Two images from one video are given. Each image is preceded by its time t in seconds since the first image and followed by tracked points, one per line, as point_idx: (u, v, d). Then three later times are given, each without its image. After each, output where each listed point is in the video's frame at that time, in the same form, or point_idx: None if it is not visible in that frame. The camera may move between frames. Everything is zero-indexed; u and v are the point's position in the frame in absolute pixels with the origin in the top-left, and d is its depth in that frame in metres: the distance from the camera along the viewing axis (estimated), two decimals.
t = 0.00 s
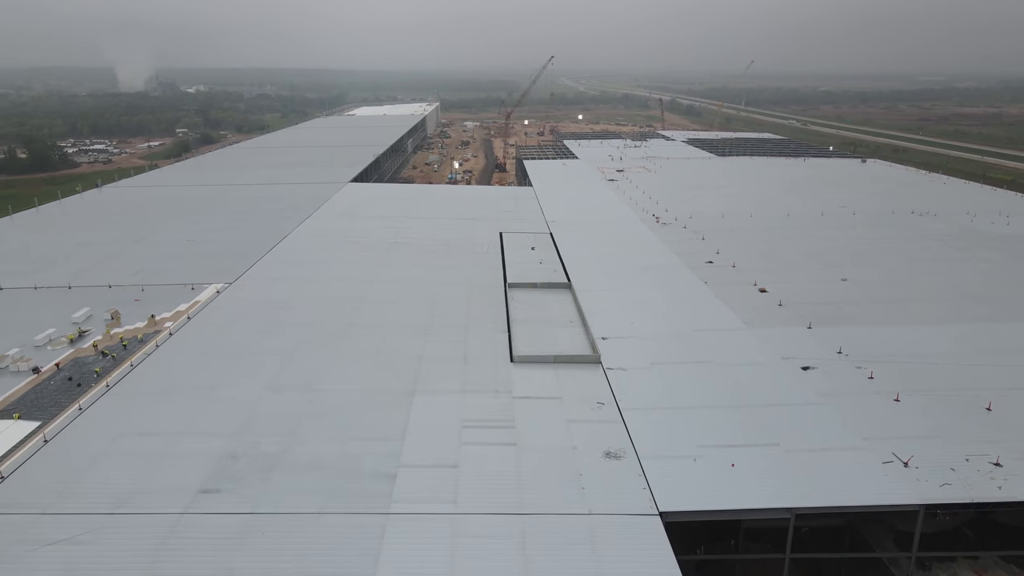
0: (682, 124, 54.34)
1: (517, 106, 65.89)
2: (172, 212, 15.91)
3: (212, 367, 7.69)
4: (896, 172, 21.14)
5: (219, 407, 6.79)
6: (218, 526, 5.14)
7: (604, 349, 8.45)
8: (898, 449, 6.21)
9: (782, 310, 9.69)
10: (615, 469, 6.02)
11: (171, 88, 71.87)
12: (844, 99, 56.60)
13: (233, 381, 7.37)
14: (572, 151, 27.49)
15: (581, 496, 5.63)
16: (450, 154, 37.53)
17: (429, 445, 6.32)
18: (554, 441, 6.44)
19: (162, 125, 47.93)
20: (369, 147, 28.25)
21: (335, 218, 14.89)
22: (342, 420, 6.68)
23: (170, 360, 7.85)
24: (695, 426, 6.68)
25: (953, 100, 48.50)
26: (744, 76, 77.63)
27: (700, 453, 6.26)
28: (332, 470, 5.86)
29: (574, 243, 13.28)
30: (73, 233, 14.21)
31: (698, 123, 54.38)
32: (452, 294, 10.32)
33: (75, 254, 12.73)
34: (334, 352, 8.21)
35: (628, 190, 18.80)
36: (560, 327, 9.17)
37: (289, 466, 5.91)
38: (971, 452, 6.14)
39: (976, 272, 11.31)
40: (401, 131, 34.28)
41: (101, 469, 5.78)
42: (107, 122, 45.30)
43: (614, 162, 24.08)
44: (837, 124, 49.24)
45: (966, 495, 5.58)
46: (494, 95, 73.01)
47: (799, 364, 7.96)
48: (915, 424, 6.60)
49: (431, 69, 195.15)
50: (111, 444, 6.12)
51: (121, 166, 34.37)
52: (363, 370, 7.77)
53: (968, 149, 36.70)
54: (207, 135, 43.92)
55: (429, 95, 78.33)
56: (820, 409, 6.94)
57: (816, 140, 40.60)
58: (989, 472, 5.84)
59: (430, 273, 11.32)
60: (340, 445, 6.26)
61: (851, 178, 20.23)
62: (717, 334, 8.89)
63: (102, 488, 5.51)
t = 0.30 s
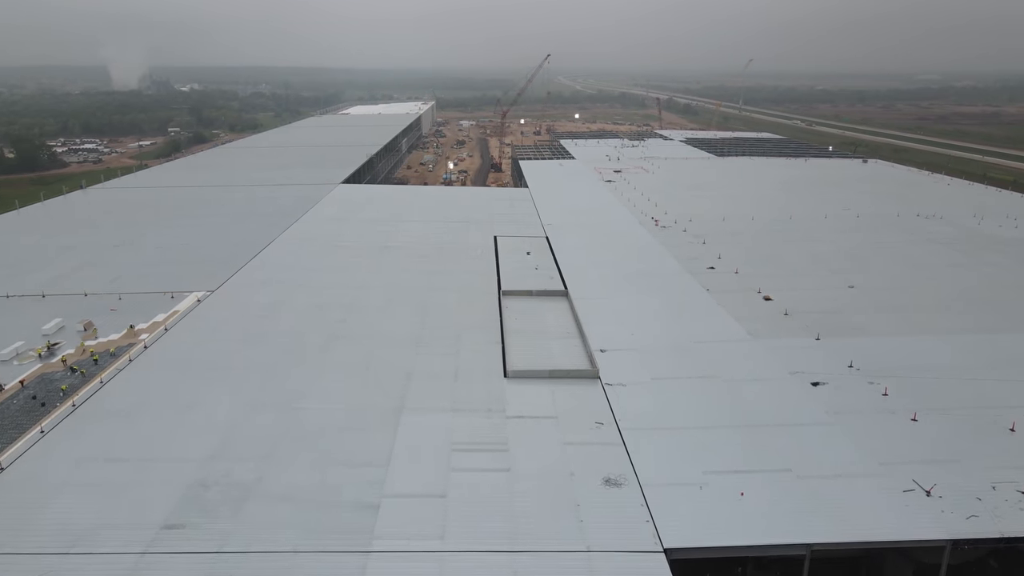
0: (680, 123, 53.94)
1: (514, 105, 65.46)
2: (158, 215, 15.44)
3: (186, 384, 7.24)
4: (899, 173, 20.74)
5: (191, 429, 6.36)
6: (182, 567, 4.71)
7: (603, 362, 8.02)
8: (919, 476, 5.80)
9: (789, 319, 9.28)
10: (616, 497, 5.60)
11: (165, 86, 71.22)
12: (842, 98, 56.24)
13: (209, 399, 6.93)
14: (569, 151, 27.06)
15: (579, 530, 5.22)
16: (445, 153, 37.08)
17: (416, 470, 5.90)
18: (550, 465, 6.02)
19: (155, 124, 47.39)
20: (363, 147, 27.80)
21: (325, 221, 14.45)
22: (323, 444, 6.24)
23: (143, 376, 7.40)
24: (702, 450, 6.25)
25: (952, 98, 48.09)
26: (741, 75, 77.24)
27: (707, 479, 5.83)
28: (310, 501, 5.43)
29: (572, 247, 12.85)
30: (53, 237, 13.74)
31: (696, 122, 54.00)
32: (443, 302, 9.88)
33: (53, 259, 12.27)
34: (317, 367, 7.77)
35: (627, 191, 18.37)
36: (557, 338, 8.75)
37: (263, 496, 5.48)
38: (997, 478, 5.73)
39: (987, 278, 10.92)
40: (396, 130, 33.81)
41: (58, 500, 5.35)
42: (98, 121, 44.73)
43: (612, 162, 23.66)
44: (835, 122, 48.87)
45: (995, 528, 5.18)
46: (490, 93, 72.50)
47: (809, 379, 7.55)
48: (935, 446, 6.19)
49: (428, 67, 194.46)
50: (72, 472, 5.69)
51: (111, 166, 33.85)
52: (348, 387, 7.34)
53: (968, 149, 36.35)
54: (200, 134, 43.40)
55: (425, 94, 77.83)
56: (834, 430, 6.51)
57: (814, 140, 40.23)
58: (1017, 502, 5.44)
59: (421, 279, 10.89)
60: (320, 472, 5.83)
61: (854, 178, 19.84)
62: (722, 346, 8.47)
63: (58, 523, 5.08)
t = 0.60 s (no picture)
0: (680, 121, 53.51)
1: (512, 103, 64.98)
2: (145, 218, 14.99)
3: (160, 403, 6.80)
4: (906, 174, 20.29)
5: (161, 454, 5.93)
6: None
7: (603, 379, 7.58)
8: (945, 508, 5.40)
9: (799, 330, 8.85)
10: (618, 531, 5.18)
11: (162, 84, 70.66)
12: (843, 97, 55.83)
13: (184, 419, 6.50)
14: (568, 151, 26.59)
15: (580, 570, 4.80)
16: (443, 153, 36.64)
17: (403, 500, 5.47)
18: (549, 495, 5.59)
19: (150, 122, 46.83)
20: (359, 147, 27.35)
21: (317, 224, 14.02)
22: (304, 470, 5.82)
23: (115, 393, 6.97)
24: (710, 478, 5.82)
25: (955, 96, 47.68)
26: (741, 73, 76.82)
27: (716, 511, 5.40)
28: (287, 537, 5.01)
29: (571, 252, 12.41)
30: (35, 241, 13.28)
31: (697, 121, 53.59)
32: (437, 312, 9.46)
33: (32, 264, 11.82)
34: (302, 383, 7.35)
35: (627, 193, 17.93)
36: (555, 352, 8.32)
37: (236, 530, 5.06)
38: None
39: (1002, 286, 10.50)
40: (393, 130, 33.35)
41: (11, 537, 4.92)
42: (92, 120, 44.22)
43: (611, 163, 23.24)
44: (837, 121, 48.46)
45: None
46: (489, 92, 71.98)
47: (823, 398, 7.14)
48: (960, 474, 5.78)
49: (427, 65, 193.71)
50: (28, 504, 5.25)
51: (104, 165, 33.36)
52: (333, 405, 6.91)
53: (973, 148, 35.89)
54: (196, 133, 42.92)
55: (423, 92, 77.29)
56: (852, 456, 6.09)
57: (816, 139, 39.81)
58: None
59: (415, 287, 10.46)
60: (299, 502, 5.40)
61: (859, 180, 19.41)
62: (729, 359, 8.04)
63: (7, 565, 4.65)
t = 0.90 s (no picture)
0: (681, 121, 53.09)
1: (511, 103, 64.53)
2: (131, 222, 14.55)
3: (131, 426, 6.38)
4: (913, 176, 19.82)
5: (128, 486, 5.50)
6: None
7: (604, 397, 7.14)
8: (978, 547, 4.96)
9: (809, 343, 8.41)
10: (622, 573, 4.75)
11: (160, 84, 70.16)
12: (844, 96, 55.40)
13: (156, 445, 6.07)
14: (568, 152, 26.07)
15: None
16: (441, 153, 36.21)
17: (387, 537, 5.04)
18: (546, 531, 5.16)
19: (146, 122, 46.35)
20: (355, 147, 26.91)
21: (308, 229, 13.59)
22: (279, 504, 5.37)
23: (83, 415, 6.54)
24: (720, 513, 5.36)
25: (957, 96, 47.30)
26: (741, 72, 76.40)
27: (728, 551, 4.96)
28: None
29: (571, 259, 11.96)
30: (16, 246, 12.84)
31: (697, 120, 53.17)
32: (430, 323, 9.02)
33: (11, 271, 11.38)
34: (285, 403, 6.92)
35: (628, 195, 17.49)
36: (552, 367, 7.89)
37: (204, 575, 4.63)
38: None
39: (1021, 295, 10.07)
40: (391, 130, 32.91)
41: None
42: (87, 120, 43.74)
43: (612, 164, 22.81)
44: (839, 121, 48.04)
45: None
46: (489, 91, 71.41)
47: (839, 419, 6.70)
48: (992, 509, 5.35)
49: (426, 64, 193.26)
50: None
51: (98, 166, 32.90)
52: (315, 427, 6.46)
53: (978, 149, 35.40)
54: (192, 133, 42.45)
55: (422, 91, 76.83)
56: (874, 488, 5.64)
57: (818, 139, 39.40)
58: None
59: (407, 296, 10.03)
60: (273, 543, 4.97)
61: (865, 182, 18.97)
62: (737, 376, 7.60)
63: None
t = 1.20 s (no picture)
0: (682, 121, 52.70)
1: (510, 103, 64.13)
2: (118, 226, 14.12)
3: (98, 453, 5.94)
4: (922, 179, 19.34)
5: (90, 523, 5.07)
6: None
7: (605, 420, 6.70)
8: None
9: (822, 360, 7.97)
10: None
11: (158, 84, 69.67)
12: (845, 96, 55.03)
13: (123, 475, 5.64)
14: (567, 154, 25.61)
15: None
16: (439, 155, 35.80)
17: None
18: None
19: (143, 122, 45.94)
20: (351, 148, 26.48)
21: (299, 234, 13.16)
22: (252, 545, 4.94)
23: (46, 441, 6.09)
24: (731, 555, 4.92)
25: (959, 96, 46.95)
26: (741, 72, 76.10)
27: None
28: None
29: (571, 267, 11.52)
30: None
31: (698, 121, 52.78)
32: (422, 337, 8.58)
33: None
34: (264, 426, 6.47)
35: (629, 198, 17.06)
36: (550, 385, 7.44)
37: None
38: None
39: None
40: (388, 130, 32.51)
41: None
42: (82, 120, 43.31)
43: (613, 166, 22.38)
44: (840, 121, 47.66)
45: None
46: (489, 92, 71.00)
47: (857, 445, 6.26)
48: None
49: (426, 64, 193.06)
50: None
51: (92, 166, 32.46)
52: (295, 454, 6.01)
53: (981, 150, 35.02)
54: (189, 133, 42.03)
55: (421, 91, 76.45)
56: (900, 528, 5.19)
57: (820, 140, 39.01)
58: None
59: (398, 306, 9.60)
60: None
61: (872, 185, 18.54)
62: (747, 396, 7.14)
63: None
